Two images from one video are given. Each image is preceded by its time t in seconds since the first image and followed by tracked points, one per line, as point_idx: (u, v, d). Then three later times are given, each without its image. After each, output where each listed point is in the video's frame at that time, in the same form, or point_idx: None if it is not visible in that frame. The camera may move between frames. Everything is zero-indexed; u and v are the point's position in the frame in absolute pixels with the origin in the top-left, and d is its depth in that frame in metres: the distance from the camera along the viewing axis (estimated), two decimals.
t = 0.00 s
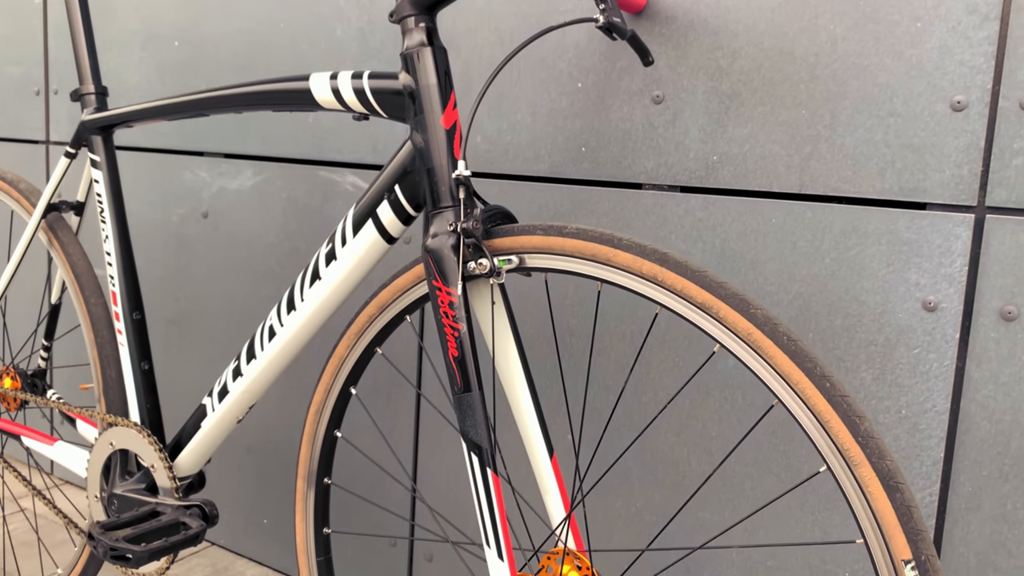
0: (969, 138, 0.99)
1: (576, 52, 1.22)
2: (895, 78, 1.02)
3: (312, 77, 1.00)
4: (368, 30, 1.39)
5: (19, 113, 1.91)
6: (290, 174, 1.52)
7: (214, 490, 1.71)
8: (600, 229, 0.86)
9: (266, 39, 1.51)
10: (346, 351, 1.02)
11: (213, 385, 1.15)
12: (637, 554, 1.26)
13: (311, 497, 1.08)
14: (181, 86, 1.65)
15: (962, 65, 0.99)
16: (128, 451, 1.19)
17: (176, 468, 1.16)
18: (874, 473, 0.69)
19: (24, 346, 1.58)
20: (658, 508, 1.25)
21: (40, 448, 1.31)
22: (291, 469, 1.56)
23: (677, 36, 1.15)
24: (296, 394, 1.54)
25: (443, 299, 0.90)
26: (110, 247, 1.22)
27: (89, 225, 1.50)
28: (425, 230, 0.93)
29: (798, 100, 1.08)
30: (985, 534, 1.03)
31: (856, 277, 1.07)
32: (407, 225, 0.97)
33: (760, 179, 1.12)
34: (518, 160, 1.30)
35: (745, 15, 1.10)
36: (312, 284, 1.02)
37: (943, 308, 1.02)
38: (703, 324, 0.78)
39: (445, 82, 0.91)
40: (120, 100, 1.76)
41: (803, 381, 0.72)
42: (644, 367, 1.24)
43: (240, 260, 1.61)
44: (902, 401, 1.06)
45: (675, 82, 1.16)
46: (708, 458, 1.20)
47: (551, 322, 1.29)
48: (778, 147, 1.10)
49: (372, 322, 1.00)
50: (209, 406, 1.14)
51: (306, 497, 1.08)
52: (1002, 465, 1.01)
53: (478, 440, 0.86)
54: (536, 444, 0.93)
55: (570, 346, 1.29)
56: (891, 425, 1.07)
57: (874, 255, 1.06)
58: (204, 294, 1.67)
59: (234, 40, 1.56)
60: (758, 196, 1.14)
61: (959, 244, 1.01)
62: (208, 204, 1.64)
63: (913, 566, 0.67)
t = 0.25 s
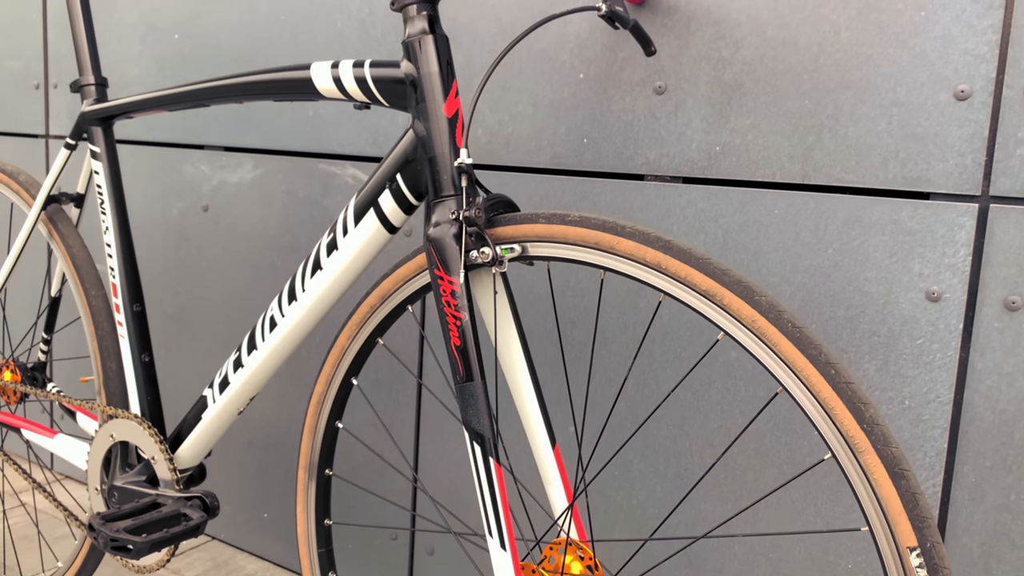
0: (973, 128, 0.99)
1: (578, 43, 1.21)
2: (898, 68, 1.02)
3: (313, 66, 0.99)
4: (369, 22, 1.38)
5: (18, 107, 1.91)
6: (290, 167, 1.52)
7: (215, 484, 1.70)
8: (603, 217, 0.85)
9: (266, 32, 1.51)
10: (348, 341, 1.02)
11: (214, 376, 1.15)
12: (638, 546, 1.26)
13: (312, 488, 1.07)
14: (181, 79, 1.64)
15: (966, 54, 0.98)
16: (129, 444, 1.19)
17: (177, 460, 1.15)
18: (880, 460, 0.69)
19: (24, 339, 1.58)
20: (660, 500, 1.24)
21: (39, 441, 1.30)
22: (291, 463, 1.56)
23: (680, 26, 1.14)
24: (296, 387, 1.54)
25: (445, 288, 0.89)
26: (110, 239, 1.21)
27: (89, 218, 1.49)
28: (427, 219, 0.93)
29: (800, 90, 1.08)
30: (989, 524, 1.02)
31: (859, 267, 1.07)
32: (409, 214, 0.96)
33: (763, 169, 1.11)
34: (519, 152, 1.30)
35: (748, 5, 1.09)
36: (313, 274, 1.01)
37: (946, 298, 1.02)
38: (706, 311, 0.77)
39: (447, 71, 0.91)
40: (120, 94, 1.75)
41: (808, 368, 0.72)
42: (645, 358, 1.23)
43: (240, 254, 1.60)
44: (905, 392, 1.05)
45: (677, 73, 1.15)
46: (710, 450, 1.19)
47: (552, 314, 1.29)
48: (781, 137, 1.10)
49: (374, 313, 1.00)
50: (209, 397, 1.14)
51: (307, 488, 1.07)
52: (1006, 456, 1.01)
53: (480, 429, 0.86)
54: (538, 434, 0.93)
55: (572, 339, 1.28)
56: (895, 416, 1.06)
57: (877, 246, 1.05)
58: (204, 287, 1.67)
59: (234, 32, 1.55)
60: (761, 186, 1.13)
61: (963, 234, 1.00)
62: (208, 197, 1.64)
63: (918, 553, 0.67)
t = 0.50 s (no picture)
0: (978, 115, 0.99)
1: (580, 32, 1.21)
2: (903, 55, 1.01)
3: (315, 53, 0.99)
4: (371, 12, 1.38)
5: (19, 101, 1.90)
6: (291, 158, 1.52)
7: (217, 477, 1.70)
8: (607, 203, 0.85)
9: (268, 23, 1.50)
10: (351, 330, 1.02)
11: (216, 366, 1.15)
12: (641, 536, 1.26)
13: (315, 477, 1.07)
14: (182, 71, 1.64)
15: (971, 41, 0.98)
16: (131, 434, 1.19)
17: (179, 451, 1.15)
18: (887, 444, 0.68)
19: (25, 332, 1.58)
20: (663, 491, 1.24)
21: (41, 432, 1.30)
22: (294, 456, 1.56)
23: (683, 15, 1.14)
24: (298, 380, 1.53)
25: (449, 275, 0.89)
26: (112, 229, 1.21)
27: (90, 209, 1.49)
28: (430, 206, 0.92)
29: (804, 78, 1.07)
30: (993, 513, 1.02)
31: (863, 256, 1.06)
32: (412, 202, 0.96)
33: (767, 158, 1.11)
34: (522, 142, 1.29)
35: None
36: (316, 263, 1.01)
37: (951, 286, 1.02)
38: (712, 297, 0.77)
39: (450, 57, 0.90)
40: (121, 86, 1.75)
41: (815, 353, 0.71)
42: (648, 348, 1.23)
43: (241, 246, 1.60)
44: (910, 380, 1.05)
45: (681, 62, 1.15)
46: (714, 440, 1.19)
47: (555, 305, 1.29)
48: (785, 125, 1.09)
49: (377, 301, 0.99)
50: (212, 387, 1.14)
51: (310, 478, 1.07)
52: (1011, 444, 1.00)
53: (484, 416, 0.86)
54: (542, 423, 0.92)
55: (574, 329, 1.28)
56: (899, 405, 1.06)
57: (882, 234, 1.05)
58: (205, 280, 1.67)
59: (235, 24, 1.55)
60: (764, 175, 1.13)
61: (967, 221, 1.00)
62: (209, 190, 1.64)
63: (926, 537, 0.66)
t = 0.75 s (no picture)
0: (981, 99, 0.98)
1: (582, 20, 1.21)
2: (906, 40, 1.01)
3: (316, 38, 0.98)
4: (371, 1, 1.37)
5: (18, 93, 1.90)
6: (291, 149, 1.52)
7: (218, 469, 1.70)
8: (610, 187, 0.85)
9: (267, 13, 1.50)
10: (352, 317, 1.01)
11: (217, 355, 1.14)
12: (644, 525, 1.25)
13: (317, 465, 1.07)
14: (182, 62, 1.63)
15: (974, 25, 0.97)
16: (132, 423, 1.18)
17: (180, 440, 1.15)
18: (892, 425, 0.68)
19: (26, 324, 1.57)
20: (666, 479, 1.24)
21: (42, 422, 1.30)
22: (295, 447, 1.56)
23: (685, 1, 1.14)
24: (300, 371, 1.53)
25: (451, 261, 0.88)
26: (112, 218, 1.21)
27: (90, 201, 1.49)
28: (432, 192, 0.92)
29: (807, 64, 1.07)
30: (997, 499, 1.02)
31: (866, 242, 1.06)
32: (413, 187, 0.95)
33: (769, 144, 1.10)
34: (523, 131, 1.29)
35: None
36: (317, 250, 1.01)
37: (954, 271, 1.01)
38: (715, 279, 0.77)
39: (451, 41, 0.90)
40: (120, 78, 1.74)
41: (819, 333, 0.71)
42: (650, 336, 1.23)
43: (241, 238, 1.60)
44: (913, 366, 1.05)
45: (682, 48, 1.14)
46: (717, 428, 1.19)
47: (557, 294, 1.29)
48: (787, 111, 1.09)
49: (379, 288, 0.99)
50: (213, 376, 1.13)
51: (312, 466, 1.07)
52: (1015, 429, 1.00)
53: (486, 400, 0.86)
54: (545, 408, 0.92)
55: (576, 318, 1.28)
56: (903, 391, 1.06)
57: (885, 220, 1.05)
58: (206, 272, 1.66)
59: (235, 14, 1.54)
60: (767, 162, 1.13)
61: (971, 206, 1.00)
62: (209, 181, 1.64)
63: (931, 517, 0.66)
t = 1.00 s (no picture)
0: (979, 81, 0.98)
1: (578, 5, 1.20)
2: (904, 22, 1.00)
3: (311, 23, 0.98)
4: None
5: (15, 86, 1.90)
6: (287, 138, 1.52)
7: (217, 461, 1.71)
8: (608, 168, 0.84)
9: (263, 3, 1.49)
10: (350, 303, 1.01)
11: (215, 343, 1.14)
12: (643, 512, 1.25)
13: (316, 453, 1.06)
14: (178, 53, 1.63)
15: (972, 6, 0.97)
16: (130, 413, 1.18)
17: (179, 428, 1.14)
18: (891, 403, 0.68)
19: (23, 316, 1.57)
20: (665, 466, 1.24)
21: (40, 413, 1.30)
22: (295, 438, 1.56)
23: None
24: (298, 362, 1.53)
25: (448, 245, 0.88)
26: (109, 207, 1.21)
27: (86, 192, 1.49)
28: (429, 176, 0.91)
29: (805, 48, 1.06)
30: (997, 482, 1.02)
31: (864, 226, 1.06)
32: (410, 172, 0.95)
33: (767, 128, 1.10)
34: (520, 119, 1.29)
35: None
36: (314, 236, 1.00)
37: (953, 255, 1.01)
38: (714, 259, 0.76)
39: (447, 24, 0.89)
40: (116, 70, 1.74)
41: (818, 313, 0.71)
42: (648, 322, 1.23)
43: (239, 228, 1.61)
44: (912, 350, 1.04)
45: (680, 33, 1.14)
46: (715, 413, 1.19)
47: (555, 281, 1.28)
48: (785, 95, 1.08)
49: (376, 274, 0.99)
50: (211, 363, 1.13)
51: (311, 453, 1.07)
52: (1014, 412, 1.00)
53: (484, 384, 0.86)
54: (543, 392, 0.92)
55: (574, 306, 1.28)
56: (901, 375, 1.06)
57: (883, 203, 1.04)
58: (204, 263, 1.67)
59: (231, 4, 1.54)
60: (765, 147, 1.12)
61: (969, 189, 1.00)
62: (206, 172, 1.64)
63: (931, 496, 0.66)
